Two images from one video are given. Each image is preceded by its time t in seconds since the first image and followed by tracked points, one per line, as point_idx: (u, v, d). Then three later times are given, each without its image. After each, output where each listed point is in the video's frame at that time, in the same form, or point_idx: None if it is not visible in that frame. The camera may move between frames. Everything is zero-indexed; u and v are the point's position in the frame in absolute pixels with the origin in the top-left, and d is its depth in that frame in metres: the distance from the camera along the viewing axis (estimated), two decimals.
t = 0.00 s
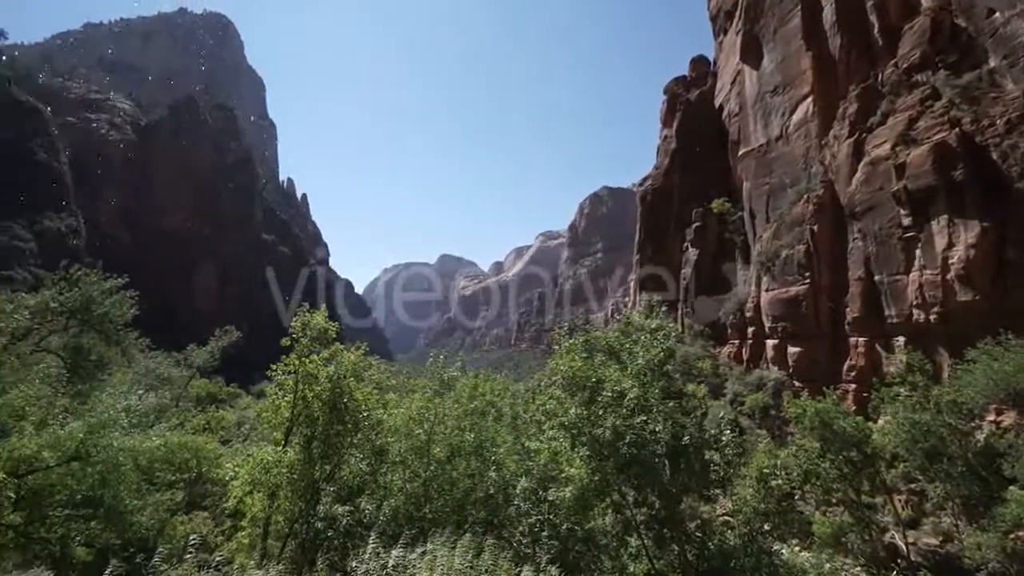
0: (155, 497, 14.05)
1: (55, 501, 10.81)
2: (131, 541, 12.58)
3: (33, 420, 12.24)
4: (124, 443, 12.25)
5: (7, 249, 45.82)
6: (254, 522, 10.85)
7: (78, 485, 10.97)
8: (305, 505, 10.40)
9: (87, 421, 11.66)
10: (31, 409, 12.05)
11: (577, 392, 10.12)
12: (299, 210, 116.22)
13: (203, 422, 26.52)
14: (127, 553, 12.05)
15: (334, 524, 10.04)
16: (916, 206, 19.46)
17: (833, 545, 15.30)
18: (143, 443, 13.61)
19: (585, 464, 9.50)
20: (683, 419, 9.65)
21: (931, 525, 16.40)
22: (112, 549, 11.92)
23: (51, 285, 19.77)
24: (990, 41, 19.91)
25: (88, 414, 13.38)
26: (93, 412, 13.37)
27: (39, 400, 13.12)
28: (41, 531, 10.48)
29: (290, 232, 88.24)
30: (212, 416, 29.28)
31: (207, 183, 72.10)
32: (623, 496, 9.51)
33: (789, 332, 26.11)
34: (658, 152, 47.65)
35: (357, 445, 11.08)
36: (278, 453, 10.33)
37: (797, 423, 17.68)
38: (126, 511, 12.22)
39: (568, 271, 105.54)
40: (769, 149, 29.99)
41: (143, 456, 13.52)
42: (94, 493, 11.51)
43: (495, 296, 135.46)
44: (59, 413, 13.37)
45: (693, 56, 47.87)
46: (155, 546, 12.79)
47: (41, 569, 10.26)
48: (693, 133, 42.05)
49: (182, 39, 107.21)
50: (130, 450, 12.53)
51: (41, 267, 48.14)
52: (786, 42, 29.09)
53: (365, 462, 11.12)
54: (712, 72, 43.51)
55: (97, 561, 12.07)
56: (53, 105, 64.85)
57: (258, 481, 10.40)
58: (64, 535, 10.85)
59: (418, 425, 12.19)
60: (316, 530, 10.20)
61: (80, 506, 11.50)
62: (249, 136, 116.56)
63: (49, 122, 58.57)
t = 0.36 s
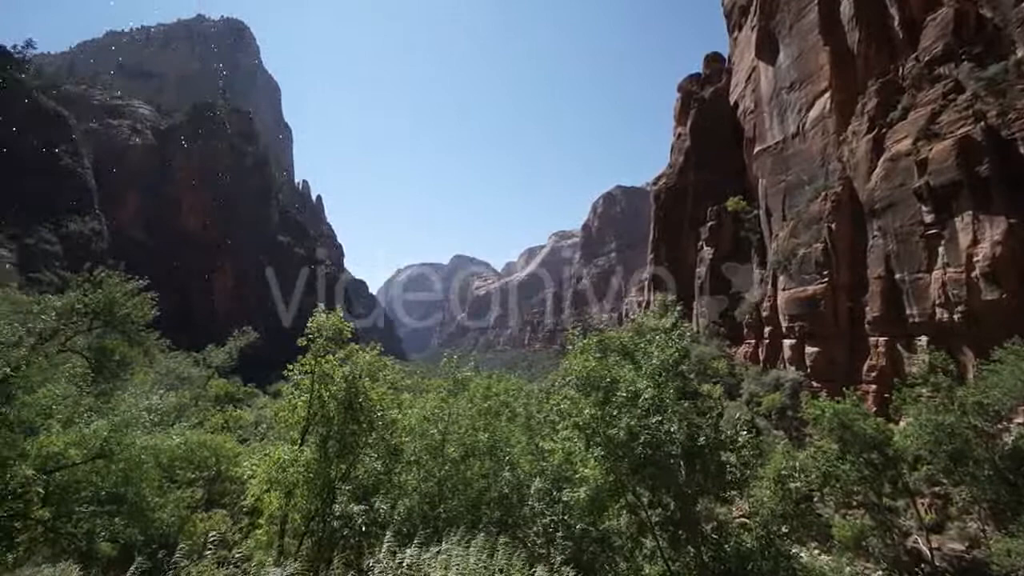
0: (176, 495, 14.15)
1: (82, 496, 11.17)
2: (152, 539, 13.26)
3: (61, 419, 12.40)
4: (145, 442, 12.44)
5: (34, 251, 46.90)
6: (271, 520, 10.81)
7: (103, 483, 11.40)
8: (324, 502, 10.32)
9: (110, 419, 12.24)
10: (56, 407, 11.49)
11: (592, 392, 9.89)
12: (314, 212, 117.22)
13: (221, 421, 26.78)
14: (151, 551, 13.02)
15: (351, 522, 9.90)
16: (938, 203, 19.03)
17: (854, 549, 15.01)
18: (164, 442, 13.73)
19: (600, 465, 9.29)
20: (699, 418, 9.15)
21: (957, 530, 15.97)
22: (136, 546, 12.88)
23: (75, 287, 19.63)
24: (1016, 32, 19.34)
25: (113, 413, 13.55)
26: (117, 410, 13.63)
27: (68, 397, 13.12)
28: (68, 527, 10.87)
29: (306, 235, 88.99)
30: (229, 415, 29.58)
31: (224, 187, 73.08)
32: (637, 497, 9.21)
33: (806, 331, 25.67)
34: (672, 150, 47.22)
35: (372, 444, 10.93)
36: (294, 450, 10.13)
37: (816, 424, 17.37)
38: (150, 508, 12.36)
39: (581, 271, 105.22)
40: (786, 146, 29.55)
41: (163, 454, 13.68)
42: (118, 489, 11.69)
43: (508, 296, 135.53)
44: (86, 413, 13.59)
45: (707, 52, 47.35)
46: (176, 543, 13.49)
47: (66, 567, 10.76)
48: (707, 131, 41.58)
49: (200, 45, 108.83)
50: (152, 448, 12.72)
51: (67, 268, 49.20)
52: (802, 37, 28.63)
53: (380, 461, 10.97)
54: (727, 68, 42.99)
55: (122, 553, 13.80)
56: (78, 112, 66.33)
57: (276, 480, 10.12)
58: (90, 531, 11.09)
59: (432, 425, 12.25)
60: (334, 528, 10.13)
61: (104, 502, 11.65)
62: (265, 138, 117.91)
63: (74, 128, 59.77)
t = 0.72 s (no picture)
0: (198, 492, 13.83)
1: (106, 494, 12.00)
2: (173, 534, 12.52)
3: (86, 417, 12.34)
4: (167, 440, 12.75)
5: (61, 255, 47.93)
6: (289, 518, 10.66)
7: (127, 480, 12.04)
8: (339, 501, 10.36)
9: (133, 418, 12.63)
10: (84, 406, 11.93)
11: (607, 393, 9.65)
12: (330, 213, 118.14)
13: (240, 420, 27.02)
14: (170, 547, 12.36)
15: (366, 521, 10.04)
16: (963, 199, 18.53)
17: (877, 554, 14.67)
18: (185, 441, 14.23)
19: (614, 466, 8.98)
20: (715, 418, 8.81)
21: (985, 535, 15.51)
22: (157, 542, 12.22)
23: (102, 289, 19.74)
24: None
25: (139, 413, 13.10)
26: (141, 408, 13.85)
27: (92, 396, 12.75)
28: (95, 524, 11.66)
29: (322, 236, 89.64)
30: (248, 414, 29.87)
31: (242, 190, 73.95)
32: (654, 499, 8.83)
33: (825, 331, 25.16)
34: (687, 148, 46.73)
35: (388, 444, 10.89)
36: (310, 449, 10.17)
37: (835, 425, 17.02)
38: (173, 505, 12.50)
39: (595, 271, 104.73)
40: (803, 142, 29.05)
41: (183, 452, 13.88)
42: (140, 487, 12.06)
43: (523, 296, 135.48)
44: (112, 411, 13.71)
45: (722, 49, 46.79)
46: (197, 540, 12.48)
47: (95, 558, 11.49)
48: (722, 127, 40.96)
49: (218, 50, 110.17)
50: (174, 447, 13.14)
51: (92, 270, 49.99)
52: (820, 31, 28.11)
53: (394, 461, 10.95)
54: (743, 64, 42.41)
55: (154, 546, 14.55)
56: (100, 119, 67.38)
57: (292, 478, 10.21)
58: (114, 527, 11.86)
59: (445, 425, 12.12)
60: (349, 527, 10.19)
61: (129, 500, 12.01)
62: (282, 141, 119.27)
63: (98, 134, 60.83)
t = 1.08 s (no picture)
0: (216, 490, 15.25)
1: (129, 491, 12.74)
2: (194, 530, 14.62)
3: (110, 415, 12.91)
4: (187, 439, 13.45)
5: (85, 258, 48.83)
6: (305, 516, 10.50)
7: (149, 477, 12.70)
8: (354, 500, 10.15)
9: (153, 416, 13.15)
10: (107, 405, 12.50)
11: (621, 393, 9.39)
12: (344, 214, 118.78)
13: (257, 419, 27.21)
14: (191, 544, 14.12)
15: (381, 520, 10.07)
16: (988, 194, 17.98)
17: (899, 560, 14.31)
18: (204, 438, 14.77)
19: (629, 467, 8.66)
20: (730, 420, 8.57)
21: (1011, 541, 15.08)
22: (178, 538, 14.28)
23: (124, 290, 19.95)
24: None
25: (158, 412, 13.91)
26: (162, 408, 14.02)
27: (116, 396, 13.50)
28: (118, 519, 13.04)
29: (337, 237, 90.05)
30: (265, 413, 30.04)
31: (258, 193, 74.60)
32: (668, 501, 8.54)
33: (843, 331, 24.64)
34: (701, 145, 46.23)
35: (401, 443, 10.50)
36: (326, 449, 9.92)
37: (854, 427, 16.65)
38: (190, 502, 13.65)
39: (608, 270, 104.12)
40: (820, 138, 28.53)
41: (202, 451, 14.33)
42: (161, 484, 12.98)
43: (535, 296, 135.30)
44: (133, 412, 13.88)
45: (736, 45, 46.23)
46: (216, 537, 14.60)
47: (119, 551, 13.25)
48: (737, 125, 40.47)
49: (234, 55, 111.35)
50: (193, 445, 13.76)
51: (114, 273, 50.93)
52: (837, 25, 27.60)
53: (409, 461, 10.62)
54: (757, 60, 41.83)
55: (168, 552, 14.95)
56: (121, 124, 68.40)
57: (308, 477, 10.01)
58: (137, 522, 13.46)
59: (459, 424, 12.16)
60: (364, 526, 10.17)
61: (150, 496, 13.08)
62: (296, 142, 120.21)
63: (120, 139, 61.68)
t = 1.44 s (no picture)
0: (235, 488, 15.14)
1: (151, 487, 12.96)
2: (212, 527, 14.63)
3: (132, 413, 12.92)
4: (206, 437, 13.67)
5: (107, 260, 49.57)
6: (320, 513, 10.61)
7: (167, 475, 12.88)
8: (370, 499, 10.07)
9: (174, 415, 13.41)
10: (130, 403, 12.56)
11: (634, 394, 9.16)
12: (358, 216, 119.47)
13: (273, 419, 27.25)
14: (211, 542, 14.07)
15: (396, 519, 9.90)
16: (1013, 189, 17.41)
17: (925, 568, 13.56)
18: (222, 437, 14.79)
19: (643, 467, 8.49)
20: (747, 421, 8.25)
21: None
22: (199, 536, 14.29)
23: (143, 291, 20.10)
24: None
25: (178, 411, 13.91)
26: (181, 408, 14.07)
27: (138, 394, 13.51)
28: (140, 515, 13.02)
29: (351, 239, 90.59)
30: (281, 413, 30.06)
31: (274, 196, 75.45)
32: (683, 503, 8.26)
33: (862, 330, 24.12)
34: (715, 143, 45.69)
35: (417, 443, 10.46)
36: (342, 448, 9.86)
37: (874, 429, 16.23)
38: (208, 499, 13.59)
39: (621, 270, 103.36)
40: (837, 134, 27.99)
41: (220, 449, 14.50)
42: (181, 481, 13.18)
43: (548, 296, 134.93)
44: (154, 411, 14.02)
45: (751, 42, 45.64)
46: (233, 533, 14.42)
47: (141, 545, 13.24)
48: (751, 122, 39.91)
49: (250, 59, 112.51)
50: (211, 444, 13.96)
51: (135, 275, 51.59)
52: (855, 19, 27.06)
53: (423, 460, 10.62)
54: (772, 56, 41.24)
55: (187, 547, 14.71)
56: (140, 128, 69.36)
57: (323, 475, 9.95)
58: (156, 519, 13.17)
59: (471, 424, 11.91)
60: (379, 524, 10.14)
61: (171, 492, 13.23)
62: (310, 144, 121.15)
63: (139, 144, 62.57)
